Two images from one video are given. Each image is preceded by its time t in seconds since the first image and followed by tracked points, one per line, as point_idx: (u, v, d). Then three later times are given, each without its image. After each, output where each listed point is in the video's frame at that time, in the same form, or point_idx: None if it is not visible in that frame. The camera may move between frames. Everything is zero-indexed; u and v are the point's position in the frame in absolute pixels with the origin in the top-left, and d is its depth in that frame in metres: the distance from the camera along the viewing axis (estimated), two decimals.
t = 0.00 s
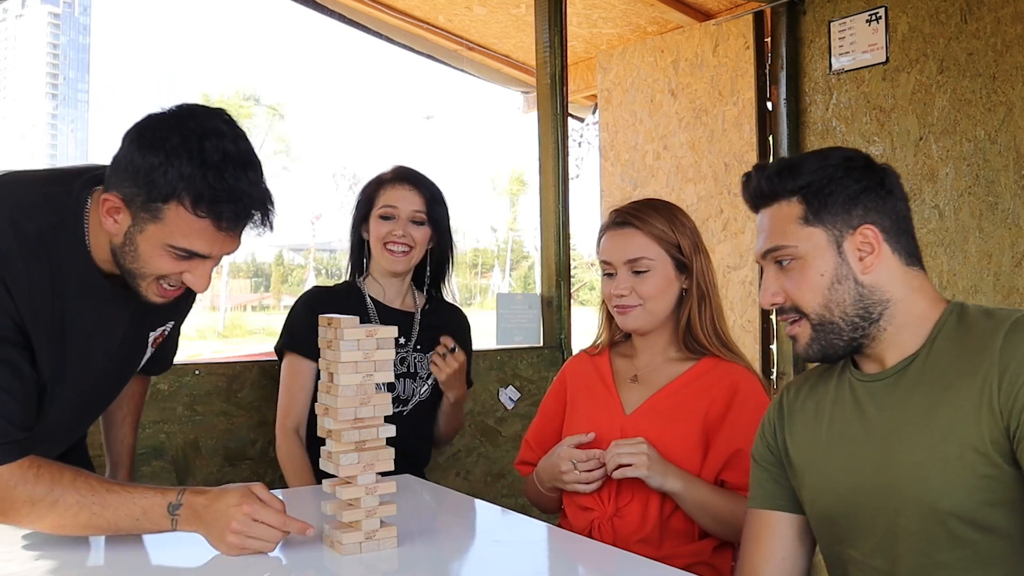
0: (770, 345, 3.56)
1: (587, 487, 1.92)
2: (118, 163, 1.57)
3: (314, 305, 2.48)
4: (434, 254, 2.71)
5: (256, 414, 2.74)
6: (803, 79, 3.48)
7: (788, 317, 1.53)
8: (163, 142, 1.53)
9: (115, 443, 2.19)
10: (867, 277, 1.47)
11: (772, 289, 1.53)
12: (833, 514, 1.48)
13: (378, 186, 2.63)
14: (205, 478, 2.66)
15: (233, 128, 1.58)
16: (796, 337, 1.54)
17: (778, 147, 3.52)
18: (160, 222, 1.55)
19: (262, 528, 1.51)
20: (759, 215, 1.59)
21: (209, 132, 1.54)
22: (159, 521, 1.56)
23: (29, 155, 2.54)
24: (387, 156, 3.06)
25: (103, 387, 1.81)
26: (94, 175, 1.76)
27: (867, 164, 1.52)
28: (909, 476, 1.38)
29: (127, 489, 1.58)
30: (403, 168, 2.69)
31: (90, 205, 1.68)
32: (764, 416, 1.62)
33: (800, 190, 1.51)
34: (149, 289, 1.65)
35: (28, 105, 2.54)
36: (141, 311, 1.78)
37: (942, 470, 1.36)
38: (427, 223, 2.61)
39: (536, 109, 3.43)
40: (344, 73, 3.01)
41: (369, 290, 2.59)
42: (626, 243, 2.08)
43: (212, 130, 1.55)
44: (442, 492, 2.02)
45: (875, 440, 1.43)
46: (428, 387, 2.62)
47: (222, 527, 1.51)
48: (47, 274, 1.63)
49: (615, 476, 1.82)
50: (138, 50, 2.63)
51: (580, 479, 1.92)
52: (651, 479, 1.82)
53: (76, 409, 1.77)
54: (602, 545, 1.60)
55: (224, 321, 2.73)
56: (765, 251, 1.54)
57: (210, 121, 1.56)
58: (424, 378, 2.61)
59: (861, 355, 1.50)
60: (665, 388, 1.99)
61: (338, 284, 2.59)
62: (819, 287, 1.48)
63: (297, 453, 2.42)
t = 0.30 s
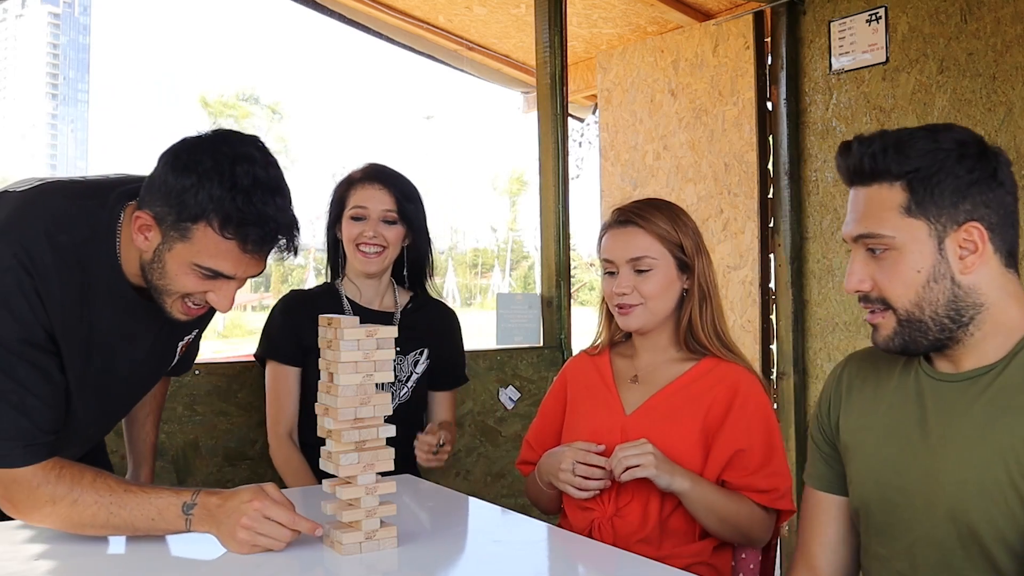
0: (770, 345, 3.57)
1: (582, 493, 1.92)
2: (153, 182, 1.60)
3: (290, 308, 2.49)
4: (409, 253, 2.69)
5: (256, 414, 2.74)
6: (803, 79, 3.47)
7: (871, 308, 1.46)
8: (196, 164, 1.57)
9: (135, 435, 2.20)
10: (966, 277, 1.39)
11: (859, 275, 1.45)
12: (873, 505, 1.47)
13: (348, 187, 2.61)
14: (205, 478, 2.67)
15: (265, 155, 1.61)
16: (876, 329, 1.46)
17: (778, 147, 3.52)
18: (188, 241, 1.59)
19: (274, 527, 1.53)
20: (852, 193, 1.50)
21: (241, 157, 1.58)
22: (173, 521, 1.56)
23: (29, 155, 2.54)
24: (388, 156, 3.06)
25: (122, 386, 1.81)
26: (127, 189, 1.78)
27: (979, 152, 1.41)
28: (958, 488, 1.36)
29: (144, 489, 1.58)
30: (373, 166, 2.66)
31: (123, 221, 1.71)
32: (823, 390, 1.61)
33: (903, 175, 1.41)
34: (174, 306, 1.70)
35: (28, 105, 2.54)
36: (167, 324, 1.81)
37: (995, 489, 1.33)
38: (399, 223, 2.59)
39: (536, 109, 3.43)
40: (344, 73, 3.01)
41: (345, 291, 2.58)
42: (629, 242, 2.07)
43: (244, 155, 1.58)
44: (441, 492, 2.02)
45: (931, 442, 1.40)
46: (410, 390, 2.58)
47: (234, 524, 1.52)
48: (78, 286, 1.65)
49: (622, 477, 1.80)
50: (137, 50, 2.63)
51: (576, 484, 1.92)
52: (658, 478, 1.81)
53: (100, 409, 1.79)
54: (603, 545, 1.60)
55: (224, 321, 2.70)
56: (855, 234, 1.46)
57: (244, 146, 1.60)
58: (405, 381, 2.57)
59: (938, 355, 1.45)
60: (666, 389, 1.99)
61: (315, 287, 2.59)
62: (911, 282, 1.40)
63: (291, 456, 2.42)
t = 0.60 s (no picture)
0: (770, 345, 3.57)
1: (590, 494, 1.93)
2: (162, 185, 1.61)
3: (280, 314, 2.50)
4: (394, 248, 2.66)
5: (256, 414, 2.74)
6: (803, 79, 3.48)
7: (857, 345, 1.37)
8: (205, 168, 1.58)
9: (129, 432, 2.19)
10: (961, 320, 1.30)
11: (843, 310, 1.36)
12: (860, 530, 1.44)
13: (329, 185, 2.59)
14: (205, 478, 2.66)
15: (272, 159, 1.62)
16: (862, 363, 1.39)
17: (778, 147, 3.52)
18: (195, 244, 1.59)
19: (278, 527, 1.53)
20: (833, 222, 1.38)
21: (249, 161, 1.58)
22: (176, 521, 1.56)
23: (29, 155, 2.54)
24: (388, 155, 3.06)
25: (129, 386, 1.81)
26: (136, 192, 1.78)
27: (980, 180, 1.28)
28: (947, 524, 1.33)
29: (148, 489, 1.58)
30: (353, 159, 2.62)
31: (131, 223, 1.71)
32: (807, 401, 1.57)
33: (893, 215, 1.30)
34: (181, 310, 1.70)
35: (28, 105, 2.54)
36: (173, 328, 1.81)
37: (986, 527, 1.30)
38: (383, 217, 2.56)
39: (536, 109, 3.43)
40: (344, 73, 3.01)
41: (334, 290, 2.58)
42: (649, 233, 2.09)
43: (252, 159, 1.59)
44: (440, 492, 2.02)
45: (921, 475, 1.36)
46: (400, 387, 2.56)
47: (238, 524, 1.52)
48: (86, 287, 1.65)
49: (626, 478, 1.81)
50: (138, 50, 2.63)
51: (584, 486, 1.92)
52: (661, 480, 1.81)
53: (105, 409, 1.79)
54: (605, 545, 1.60)
55: (224, 321, 2.69)
56: (841, 271, 1.36)
57: (253, 151, 1.61)
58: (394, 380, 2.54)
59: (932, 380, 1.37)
60: (667, 390, 1.99)
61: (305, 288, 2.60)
62: (900, 328, 1.32)
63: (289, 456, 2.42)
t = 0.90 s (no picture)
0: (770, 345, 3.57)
1: (589, 497, 1.94)
2: (162, 186, 1.61)
3: (285, 315, 2.48)
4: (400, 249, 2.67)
5: (256, 414, 2.74)
6: (803, 79, 3.48)
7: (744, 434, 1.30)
8: (206, 170, 1.58)
9: (129, 432, 2.20)
10: (841, 410, 1.24)
11: (719, 406, 1.28)
12: None
13: (337, 183, 2.58)
14: (205, 478, 2.67)
15: (274, 161, 1.63)
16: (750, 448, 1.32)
17: (778, 147, 3.52)
18: (196, 244, 1.59)
19: (281, 527, 1.53)
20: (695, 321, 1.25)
21: (250, 162, 1.59)
22: (177, 521, 1.56)
23: (29, 155, 2.54)
24: (387, 155, 3.06)
25: (131, 386, 1.81)
26: (138, 192, 1.78)
27: (844, 276, 1.14)
28: None
29: (149, 488, 1.58)
30: (361, 159, 2.63)
31: (132, 223, 1.71)
32: (727, 460, 1.52)
33: (751, 331, 1.17)
34: (182, 310, 1.71)
35: (28, 105, 2.54)
36: (173, 329, 1.81)
37: None
38: (391, 218, 2.57)
39: (536, 109, 3.43)
40: (344, 73, 3.01)
41: (339, 291, 2.58)
42: (635, 240, 2.08)
43: (253, 161, 1.59)
44: (441, 492, 2.02)
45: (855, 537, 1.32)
46: (407, 388, 2.56)
47: (241, 523, 1.52)
48: (87, 287, 1.65)
49: (619, 480, 1.83)
50: (138, 50, 2.63)
51: (582, 489, 1.94)
52: (655, 481, 1.82)
53: (106, 409, 1.79)
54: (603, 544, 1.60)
55: (223, 321, 2.69)
56: (710, 373, 1.26)
57: (254, 151, 1.61)
58: (402, 381, 2.55)
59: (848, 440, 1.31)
60: (665, 390, 2.00)
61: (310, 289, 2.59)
62: (776, 426, 1.25)
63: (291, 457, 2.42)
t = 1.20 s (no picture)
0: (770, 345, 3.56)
1: (587, 500, 1.95)
2: (163, 186, 1.61)
3: (293, 316, 2.48)
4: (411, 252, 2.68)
5: (256, 414, 2.74)
6: (803, 79, 3.48)
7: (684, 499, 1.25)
8: (207, 169, 1.58)
9: (129, 434, 2.20)
10: (772, 475, 1.16)
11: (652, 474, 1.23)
12: None
13: (350, 184, 2.58)
14: (204, 478, 2.67)
15: (275, 161, 1.62)
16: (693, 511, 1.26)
17: (778, 147, 3.52)
18: (196, 244, 1.59)
19: (282, 527, 1.54)
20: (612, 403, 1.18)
21: (251, 163, 1.59)
22: (177, 521, 1.56)
23: (29, 155, 2.54)
24: (387, 154, 3.05)
25: (131, 386, 1.81)
26: (139, 192, 1.78)
27: (749, 352, 1.05)
28: None
29: (150, 488, 1.58)
30: (375, 161, 2.63)
31: (132, 224, 1.71)
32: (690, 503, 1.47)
33: (660, 415, 1.10)
34: (182, 310, 1.71)
35: (28, 105, 2.54)
36: (173, 330, 1.81)
37: None
38: (403, 222, 2.58)
39: (536, 109, 3.43)
40: (344, 73, 3.00)
41: (348, 293, 2.58)
42: (624, 247, 2.07)
43: (254, 161, 1.59)
44: (441, 491, 2.02)
45: None
46: (414, 391, 2.57)
47: (242, 523, 1.52)
48: (88, 287, 1.65)
49: (616, 487, 1.84)
50: (138, 49, 2.63)
51: (579, 493, 1.95)
52: (651, 485, 1.82)
53: (107, 409, 1.79)
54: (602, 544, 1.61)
55: (223, 321, 2.69)
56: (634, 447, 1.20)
57: (253, 152, 1.61)
58: (408, 384, 2.56)
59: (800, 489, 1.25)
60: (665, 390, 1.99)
61: (318, 290, 2.59)
62: (707, 492, 1.20)
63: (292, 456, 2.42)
